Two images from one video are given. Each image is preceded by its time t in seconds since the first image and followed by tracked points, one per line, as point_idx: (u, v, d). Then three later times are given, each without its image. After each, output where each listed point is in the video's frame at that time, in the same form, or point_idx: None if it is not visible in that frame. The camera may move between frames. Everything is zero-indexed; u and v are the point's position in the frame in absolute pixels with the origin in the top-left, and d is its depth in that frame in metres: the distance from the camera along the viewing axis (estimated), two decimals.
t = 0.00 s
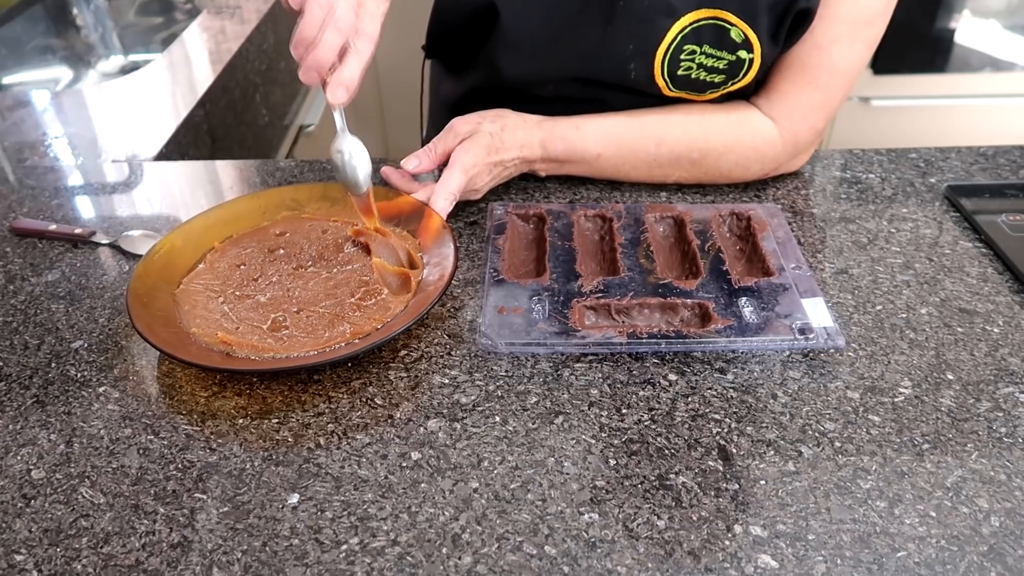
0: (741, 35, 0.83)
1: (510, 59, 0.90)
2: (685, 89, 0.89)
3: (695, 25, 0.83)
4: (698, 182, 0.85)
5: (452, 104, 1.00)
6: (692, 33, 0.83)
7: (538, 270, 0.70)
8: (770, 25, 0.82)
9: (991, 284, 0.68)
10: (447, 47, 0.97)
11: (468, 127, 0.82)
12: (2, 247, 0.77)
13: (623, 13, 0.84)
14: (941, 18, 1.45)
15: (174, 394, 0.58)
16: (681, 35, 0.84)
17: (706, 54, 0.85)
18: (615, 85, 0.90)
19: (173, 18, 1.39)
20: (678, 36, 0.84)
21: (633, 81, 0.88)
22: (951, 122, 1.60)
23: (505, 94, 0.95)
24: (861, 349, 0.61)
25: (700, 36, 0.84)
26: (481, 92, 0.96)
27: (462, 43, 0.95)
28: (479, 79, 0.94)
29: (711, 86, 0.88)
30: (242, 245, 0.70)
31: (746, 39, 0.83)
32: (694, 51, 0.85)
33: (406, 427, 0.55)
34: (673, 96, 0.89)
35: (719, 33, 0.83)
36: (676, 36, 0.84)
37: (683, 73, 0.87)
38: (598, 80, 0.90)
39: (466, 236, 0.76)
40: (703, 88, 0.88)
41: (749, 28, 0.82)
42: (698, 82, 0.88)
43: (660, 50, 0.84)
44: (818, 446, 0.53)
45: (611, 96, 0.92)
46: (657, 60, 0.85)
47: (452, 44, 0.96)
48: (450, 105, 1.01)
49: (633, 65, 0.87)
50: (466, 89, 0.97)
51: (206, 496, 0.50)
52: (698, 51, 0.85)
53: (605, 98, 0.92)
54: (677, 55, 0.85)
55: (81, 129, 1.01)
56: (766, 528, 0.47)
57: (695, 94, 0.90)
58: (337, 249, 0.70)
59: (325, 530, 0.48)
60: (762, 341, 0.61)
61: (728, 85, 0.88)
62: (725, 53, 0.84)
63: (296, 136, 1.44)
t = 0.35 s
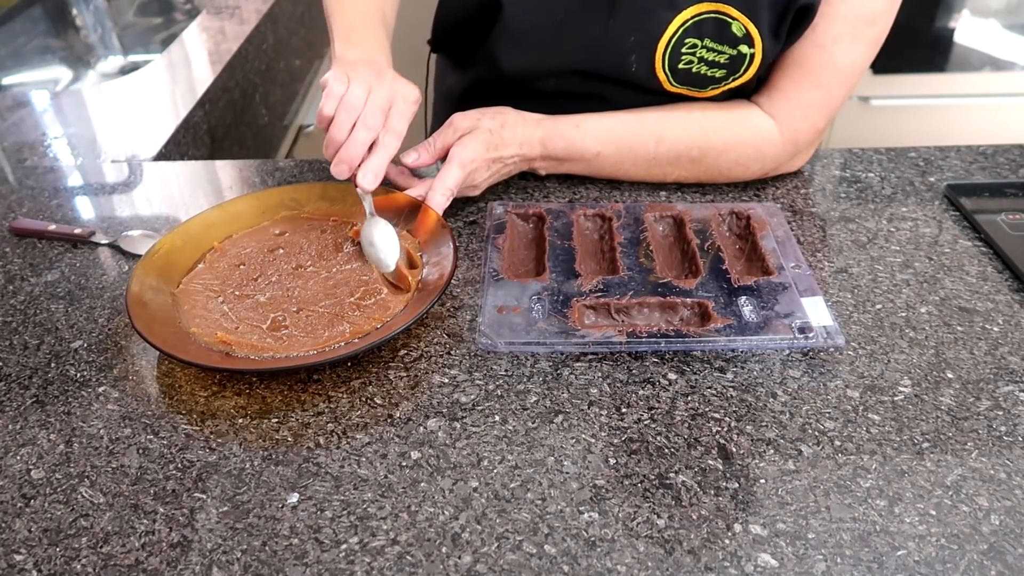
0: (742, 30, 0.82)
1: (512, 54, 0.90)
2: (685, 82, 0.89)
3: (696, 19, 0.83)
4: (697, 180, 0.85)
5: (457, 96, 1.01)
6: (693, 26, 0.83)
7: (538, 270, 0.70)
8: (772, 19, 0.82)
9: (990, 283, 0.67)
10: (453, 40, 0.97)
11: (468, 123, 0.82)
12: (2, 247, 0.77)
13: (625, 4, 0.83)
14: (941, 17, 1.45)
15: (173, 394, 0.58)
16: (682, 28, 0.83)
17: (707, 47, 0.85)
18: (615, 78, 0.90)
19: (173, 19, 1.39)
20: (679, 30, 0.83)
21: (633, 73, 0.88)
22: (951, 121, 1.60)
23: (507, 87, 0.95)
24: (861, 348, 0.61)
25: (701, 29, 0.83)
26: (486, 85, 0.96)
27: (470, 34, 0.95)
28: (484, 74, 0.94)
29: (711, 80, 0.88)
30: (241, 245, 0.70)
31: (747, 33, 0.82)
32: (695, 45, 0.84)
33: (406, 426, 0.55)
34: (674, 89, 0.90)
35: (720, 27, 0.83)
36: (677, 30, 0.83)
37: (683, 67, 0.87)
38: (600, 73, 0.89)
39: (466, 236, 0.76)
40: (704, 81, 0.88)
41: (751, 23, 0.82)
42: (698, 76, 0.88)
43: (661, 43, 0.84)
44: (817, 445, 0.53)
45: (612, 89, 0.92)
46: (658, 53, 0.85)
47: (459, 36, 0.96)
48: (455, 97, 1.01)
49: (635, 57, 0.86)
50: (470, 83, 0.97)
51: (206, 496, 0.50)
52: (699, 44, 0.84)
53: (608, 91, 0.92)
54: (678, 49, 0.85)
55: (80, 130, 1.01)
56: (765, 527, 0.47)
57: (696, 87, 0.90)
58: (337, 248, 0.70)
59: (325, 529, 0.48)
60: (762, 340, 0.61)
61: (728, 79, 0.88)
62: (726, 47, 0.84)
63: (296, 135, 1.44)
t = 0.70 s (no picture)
0: (748, 24, 0.82)
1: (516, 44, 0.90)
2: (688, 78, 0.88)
3: (702, 12, 0.82)
4: (699, 180, 0.85)
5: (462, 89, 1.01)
6: (699, 20, 0.83)
7: (538, 269, 0.70)
8: (777, 14, 0.81)
9: (991, 283, 0.68)
10: (464, 28, 0.99)
11: (469, 127, 0.82)
12: (2, 246, 0.77)
13: None
14: (941, 17, 1.45)
15: (174, 393, 0.58)
16: (687, 21, 0.83)
17: (711, 42, 0.84)
18: (618, 70, 0.90)
19: (173, 18, 1.39)
20: (685, 22, 0.83)
21: (636, 65, 0.87)
22: (952, 122, 1.60)
23: (511, 79, 0.95)
24: (862, 348, 0.61)
25: (707, 23, 0.83)
26: (490, 77, 0.97)
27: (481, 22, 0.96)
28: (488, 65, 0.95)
29: (714, 76, 0.88)
30: (242, 244, 0.70)
31: (752, 28, 0.82)
32: (700, 38, 0.84)
33: (406, 426, 0.55)
34: (677, 84, 0.89)
35: (726, 21, 0.82)
36: (682, 21, 0.83)
37: (687, 60, 0.86)
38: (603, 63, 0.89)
39: (466, 236, 0.76)
40: (707, 77, 0.88)
41: (756, 18, 0.82)
42: (702, 71, 0.87)
43: (665, 35, 0.84)
44: (818, 445, 0.53)
45: (613, 85, 0.92)
46: (662, 45, 0.85)
47: (471, 23, 0.97)
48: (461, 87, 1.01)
49: (638, 48, 0.86)
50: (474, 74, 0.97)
51: (207, 494, 0.50)
52: (704, 38, 0.84)
53: (611, 85, 0.92)
54: (683, 41, 0.84)
55: (80, 129, 1.01)
56: (766, 527, 0.48)
57: (698, 84, 0.89)
58: (338, 248, 0.70)
59: (326, 528, 0.48)
60: (763, 340, 0.61)
61: (732, 76, 0.87)
62: (730, 41, 0.84)
63: (296, 135, 1.44)
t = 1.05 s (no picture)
0: (748, 27, 0.82)
1: (518, 43, 0.90)
2: (688, 78, 0.88)
3: (703, 14, 0.82)
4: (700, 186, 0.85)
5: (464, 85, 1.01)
6: (699, 22, 0.83)
7: (539, 270, 0.70)
8: (778, 16, 0.82)
9: (992, 285, 0.68)
10: (469, 27, 0.99)
11: (467, 144, 0.80)
12: (3, 246, 0.77)
13: None
14: (941, 19, 1.46)
15: (175, 392, 0.58)
16: (688, 23, 0.83)
17: (712, 44, 0.84)
18: (620, 71, 0.90)
19: (174, 18, 1.39)
20: (685, 24, 0.83)
21: (637, 65, 0.88)
22: (953, 124, 1.60)
23: (513, 78, 0.95)
24: (862, 349, 0.61)
25: (707, 25, 0.83)
26: (492, 76, 0.96)
27: (486, 20, 0.96)
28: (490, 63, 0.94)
29: (716, 77, 0.88)
30: (243, 244, 0.70)
31: (753, 31, 0.82)
32: (701, 40, 0.84)
33: (407, 426, 0.55)
34: (677, 85, 0.89)
35: (726, 24, 0.83)
36: (683, 23, 0.83)
37: (687, 62, 0.86)
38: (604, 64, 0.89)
39: (467, 237, 0.76)
40: (708, 78, 0.88)
41: (757, 21, 0.82)
42: (702, 72, 0.87)
43: (666, 36, 0.84)
44: (819, 446, 0.53)
45: (614, 86, 0.92)
46: (663, 46, 0.85)
47: (476, 22, 0.97)
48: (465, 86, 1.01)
49: (639, 49, 0.86)
50: (476, 72, 0.97)
51: (207, 494, 0.50)
52: (704, 40, 0.84)
53: (612, 86, 0.92)
54: (683, 43, 0.85)
55: (82, 128, 1.01)
56: (767, 528, 0.48)
57: (699, 85, 0.89)
58: (339, 248, 0.70)
59: (326, 528, 0.48)
60: (764, 340, 0.61)
61: (733, 77, 0.88)
62: (731, 43, 0.84)
63: (297, 135, 1.44)
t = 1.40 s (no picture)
0: (749, 32, 0.82)
1: (519, 47, 0.90)
2: (689, 84, 0.88)
3: (704, 19, 0.82)
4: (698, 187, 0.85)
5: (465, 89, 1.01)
6: (700, 26, 0.83)
7: (539, 272, 0.70)
8: (779, 21, 0.82)
9: (992, 287, 0.67)
10: (471, 31, 0.98)
11: (461, 151, 0.79)
12: (2, 247, 0.77)
13: None
14: (941, 20, 1.46)
15: (174, 394, 0.58)
16: (688, 28, 0.83)
17: (713, 49, 0.84)
18: (620, 77, 0.90)
19: (174, 18, 1.39)
20: (686, 29, 0.83)
21: (637, 71, 0.87)
22: (953, 124, 1.60)
23: (514, 83, 0.95)
24: (862, 351, 0.61)
25: (708, 30, 0.83)
26: (493, 81, 0.96)
27: (490, 24, 0.96)
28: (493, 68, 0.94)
29: (716, 83, 0.88)
30: (242, 245, 0.70)
31: (754, 36, 0.82)
32: (701, 45, 0.84)
33: (406, 428, 0.55)
34: (678, 91, 0.89)
35: (727, 29, 0.82)
36: (683, 28, 0.83)
37: (688, 67, 0.86)
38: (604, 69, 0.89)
39: (467, 239, 0.76)
40: (709, 84, 0.88)
41: (758, 26, 0.81)
42: (703, 77, 0.87)
43: (666, 42, 0.84)
44: (818, 449, 0.53)
45: (614, 91, 0.92)
46: (664, 51, 0.85)
47: (478, 26, 0.97)
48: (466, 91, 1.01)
49: (639, 55, 0.86)
50: (477, 75, 0.97)
51: (206, 497, 0.50)
52: (705, 45, 0.84)
53: (611, 91, 0.92)
54: (684, 49, 0.84)
55: (81, 129, 1.01)
56: (766, 531, 0.47)
57: (700, 90, 0.89)
58: (338, 249, 0.70)
59: (325, 531, 0.48)
60: (764, 342, 0.61)
61: (733, 82, 0.87)
62: (732, 49, 0.84)
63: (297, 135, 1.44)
